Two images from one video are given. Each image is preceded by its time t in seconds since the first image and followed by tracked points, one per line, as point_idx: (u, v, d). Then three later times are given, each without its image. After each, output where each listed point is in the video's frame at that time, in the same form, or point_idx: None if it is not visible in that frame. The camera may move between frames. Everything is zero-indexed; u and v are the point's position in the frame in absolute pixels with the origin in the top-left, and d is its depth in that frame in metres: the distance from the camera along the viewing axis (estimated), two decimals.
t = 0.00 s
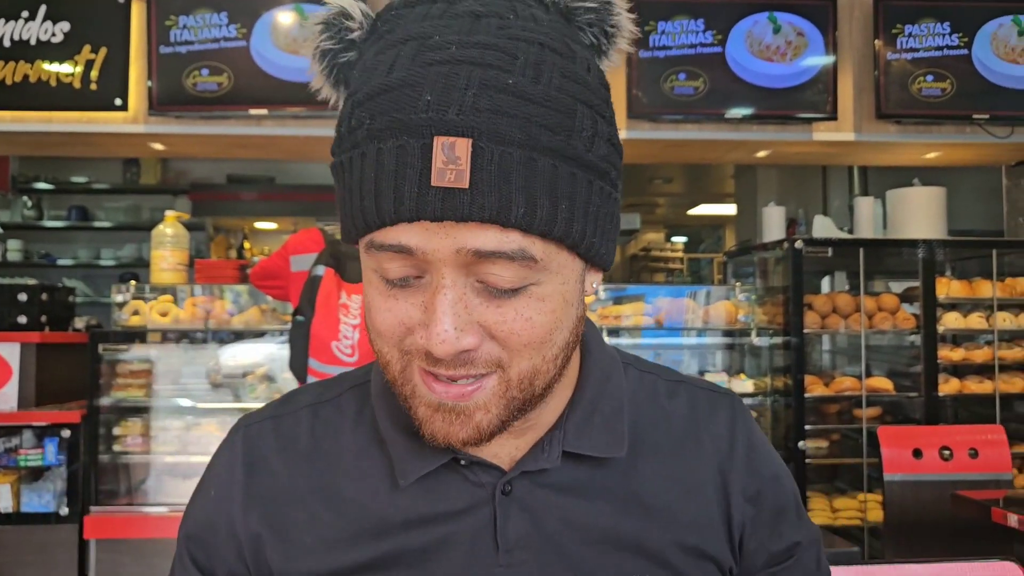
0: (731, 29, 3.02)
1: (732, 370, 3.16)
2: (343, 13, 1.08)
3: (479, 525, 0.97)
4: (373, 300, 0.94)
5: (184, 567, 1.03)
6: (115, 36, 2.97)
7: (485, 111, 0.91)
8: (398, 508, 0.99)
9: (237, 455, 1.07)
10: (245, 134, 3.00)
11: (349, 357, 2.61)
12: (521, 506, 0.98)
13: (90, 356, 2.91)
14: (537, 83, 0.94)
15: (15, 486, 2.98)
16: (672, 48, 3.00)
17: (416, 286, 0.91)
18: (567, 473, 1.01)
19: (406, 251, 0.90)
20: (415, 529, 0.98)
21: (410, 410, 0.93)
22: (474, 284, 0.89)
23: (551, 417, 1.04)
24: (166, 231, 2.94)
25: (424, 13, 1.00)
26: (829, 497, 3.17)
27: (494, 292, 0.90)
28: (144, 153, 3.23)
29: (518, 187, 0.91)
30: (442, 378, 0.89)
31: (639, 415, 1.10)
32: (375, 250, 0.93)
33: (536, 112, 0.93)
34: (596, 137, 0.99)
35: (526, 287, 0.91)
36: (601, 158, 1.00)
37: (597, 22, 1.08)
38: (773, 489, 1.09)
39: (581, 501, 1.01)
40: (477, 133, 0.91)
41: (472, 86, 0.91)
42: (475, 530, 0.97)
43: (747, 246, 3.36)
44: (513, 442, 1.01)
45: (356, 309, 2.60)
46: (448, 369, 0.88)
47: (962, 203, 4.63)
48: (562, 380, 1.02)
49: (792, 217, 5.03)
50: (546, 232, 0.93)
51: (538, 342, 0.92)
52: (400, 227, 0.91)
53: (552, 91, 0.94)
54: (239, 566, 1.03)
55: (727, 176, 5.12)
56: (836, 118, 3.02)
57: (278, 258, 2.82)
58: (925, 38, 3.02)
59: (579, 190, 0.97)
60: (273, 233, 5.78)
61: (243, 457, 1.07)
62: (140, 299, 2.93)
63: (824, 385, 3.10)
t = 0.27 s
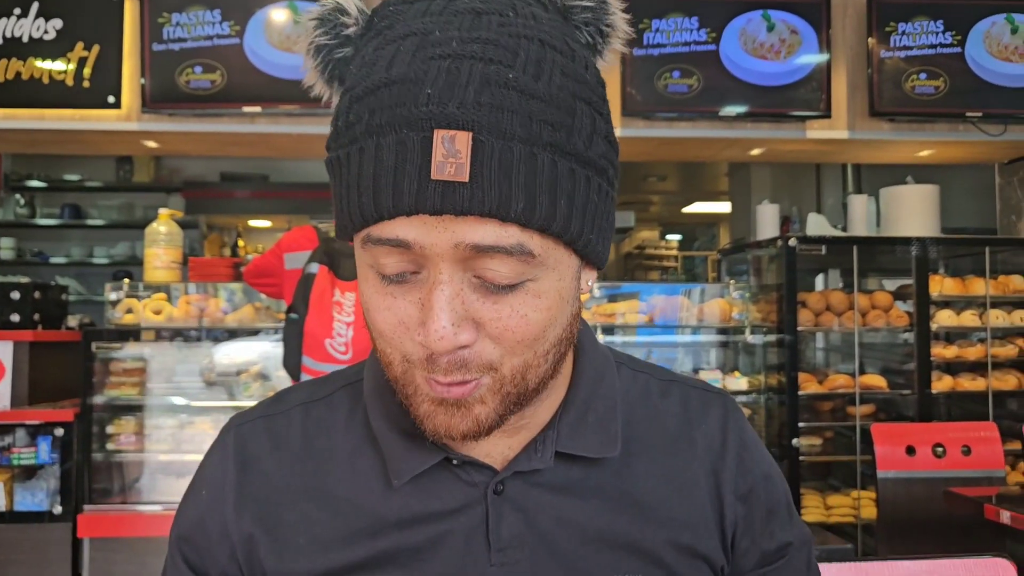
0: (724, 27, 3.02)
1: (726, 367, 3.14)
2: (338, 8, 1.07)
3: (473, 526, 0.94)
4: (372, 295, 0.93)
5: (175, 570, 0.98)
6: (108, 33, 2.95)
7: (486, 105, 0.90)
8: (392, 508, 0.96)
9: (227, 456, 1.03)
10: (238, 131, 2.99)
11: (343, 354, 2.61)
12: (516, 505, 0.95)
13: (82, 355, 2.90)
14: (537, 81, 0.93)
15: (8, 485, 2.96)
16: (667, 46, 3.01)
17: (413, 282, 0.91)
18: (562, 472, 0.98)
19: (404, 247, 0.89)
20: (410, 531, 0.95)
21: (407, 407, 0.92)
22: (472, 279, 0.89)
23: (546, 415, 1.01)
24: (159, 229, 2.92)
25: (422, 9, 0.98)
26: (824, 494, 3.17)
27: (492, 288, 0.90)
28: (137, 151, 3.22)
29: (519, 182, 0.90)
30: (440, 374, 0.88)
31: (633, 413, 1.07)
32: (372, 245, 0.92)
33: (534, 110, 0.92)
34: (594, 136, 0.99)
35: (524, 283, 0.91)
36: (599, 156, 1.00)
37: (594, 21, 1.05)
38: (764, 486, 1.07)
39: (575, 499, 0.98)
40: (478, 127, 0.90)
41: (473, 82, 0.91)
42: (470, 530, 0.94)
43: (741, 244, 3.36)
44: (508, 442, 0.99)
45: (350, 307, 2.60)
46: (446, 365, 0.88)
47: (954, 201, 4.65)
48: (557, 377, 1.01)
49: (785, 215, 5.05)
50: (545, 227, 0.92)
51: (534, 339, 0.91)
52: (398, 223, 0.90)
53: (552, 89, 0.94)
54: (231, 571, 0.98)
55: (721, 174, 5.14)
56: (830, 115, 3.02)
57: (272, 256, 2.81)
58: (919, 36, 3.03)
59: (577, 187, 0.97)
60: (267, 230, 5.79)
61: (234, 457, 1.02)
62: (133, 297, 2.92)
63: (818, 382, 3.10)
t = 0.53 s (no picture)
0: (719, 24, 3.02)
1: (721, 365, 3.15)
2: None
3: (468, 529, 0.90)
4: (389, 255, 0.87)
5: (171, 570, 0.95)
6: (100, 29, 2.94)
7: (504, 39, 0.87)
8: (387, 509, 0.92)
9: (221, 453, 0.99)
10: (232, 128, 2.98)
11: (337, 351, 2.59)
12: (514, 506, 0.91)
13: (76, 353, 2.89)
14: (548, 28, 0.91)
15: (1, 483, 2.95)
16: (662, 43, 3.00)
17: (436, 234, 0.86)
18: (561, 471, 0.94)
19: (427, 194, 0.85)
20: (405, 534, 0.90)
21: (426, 377, 0.85)
22: (497, 226, 0.85)
23: (545, 410, 0.96)
24: (153, 227, 2.91)
25: None
26: (818, 491, 3.18)
27: (518, 231, 0.86)
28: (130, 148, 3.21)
29: (542, 120, 0.87)
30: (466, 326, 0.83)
31: (630, 410, 1.02)
32: (390, 201, 0.88)
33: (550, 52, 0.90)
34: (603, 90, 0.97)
35: (549, 231, 0.88)
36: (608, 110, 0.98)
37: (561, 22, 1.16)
38: (766, 482, 1.01)
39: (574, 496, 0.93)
40: (499, 62, 0.87)
41: (489, 27, 0.87)
42: (466, 532, 0.90)
43: (735, 241, 3.37)
44: (511, 434, 0.93)
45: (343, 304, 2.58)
46: (474, 315, 0.83)
47: (948, 199, 4.66)
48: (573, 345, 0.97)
49: (780, 213, 5.07)
50: (567, 169, 0.89)
51: (560, 291, 0.87)
52: (419, 172, 0.86)
53: (563, 38, 0.92)
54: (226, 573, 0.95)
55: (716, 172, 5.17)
56: (824, 113, 3.03)
57: (267, 253, 2.82)
58: (913, 34, 3.04)
59: (592, 138, 0.94)
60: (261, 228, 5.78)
61: (227, 455, 0.99)
62: (127, 294, 2.92)
63: (813, 378, 3.10)
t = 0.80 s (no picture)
0: (714, 22, 3.02)
1: (716, 362, 3.15)
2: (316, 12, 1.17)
3: (469, 526, 0.90)
4: (431, 200, 0.91)
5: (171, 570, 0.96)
6: (94, 26, 2.93)
7: (520, 8, 1.00)
8: (387, 503, 0.92)
9: (217, 454, 1.00)
10: (226, 126, 2.97)
11: (332, 349, 2.60)
12: (513, 503, 0.91)
13: (70, 351, 2.89)
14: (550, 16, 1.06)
15: None
16: (657, 40, 3.00)
17: (476, 174, 0.92)
18: (561, 463, 0.95)
19: (469, 140, 0.91)
20: (400, 532, 0.91)
21: (471, 322, 0.88)
22: (533, 168, 0.93)
23: (546, 393, 1.01)
24: (148, 224, 2.92)
25: None
26: (811, 488, 3.19)
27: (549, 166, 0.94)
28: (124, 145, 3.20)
29: (563, 69, 0.98)
30: (517, 255, 0.87)
31: (628, 404, 1.03)
32: (431, 155, 0.93)
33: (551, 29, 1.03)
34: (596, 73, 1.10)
35: (576, 174, 0.97)
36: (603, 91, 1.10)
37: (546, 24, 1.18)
38: (754, 473, 1.01)
39: (574, 494, 0.94)
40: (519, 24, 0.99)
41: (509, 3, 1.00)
42: (467, 530, 0.90)
43: (731, 238, 3.37)
44: (525, 400, 0.98)
45: (338, 301, 2.59)
46: (524, 244, 0.87)
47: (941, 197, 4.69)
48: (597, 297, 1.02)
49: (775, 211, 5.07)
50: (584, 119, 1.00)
51: (593, 229, 0.94)
52: (462, 121, 0.92)
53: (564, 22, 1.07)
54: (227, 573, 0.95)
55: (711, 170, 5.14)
56: (819, 111, 3.03)
57: (262, 251, 2.81)
58: (907, 32, 3.04)
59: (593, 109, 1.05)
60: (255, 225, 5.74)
61: (224, 456, 0.99)
62: (121, 292, 2.91)
63: (807, 376, 3.11)
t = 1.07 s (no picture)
0: (646, 85, 4.32)
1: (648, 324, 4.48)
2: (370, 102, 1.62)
3: (493, 437, 1.09)
4: (456, 212, 1.12)
5: (284, 481, 1.16)
6: (215, 90, 4.22)
7: (514, 73, 1.23)
8: (438, 424, 1.11)
9: (318, 391, 1.19)
10: (309, 160, 4.29)
11: (384, 315, 3.85)
12: (531, 421, 1.10)
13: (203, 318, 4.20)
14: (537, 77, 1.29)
15: (149, 410, 4.25)
16: (607, 99, 4.30)
17: (485, 190, 1.12)
18: (565, 396, 1.12)
19: (479, 164, 1.13)
20: (454, 446, 1.09)
21: (487, 301, 1.07)
22: (527, 181, 1.12)
23: (552, 344, 1.17)
24: (255, 229, 4.27)
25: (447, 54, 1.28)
26: (716, 412, 4.54)
27: (538, 181, 1.13)
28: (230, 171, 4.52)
29: (543, 112, 1.18)
30: (517, 247, 1.06)
31: (610, 345, 1.24)
32: (450, 178, 1.15)
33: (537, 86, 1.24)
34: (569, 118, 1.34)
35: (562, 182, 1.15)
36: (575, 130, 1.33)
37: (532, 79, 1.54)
38: (691, 402, 1.20)
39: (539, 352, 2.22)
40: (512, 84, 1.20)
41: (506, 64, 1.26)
42: (492, 441, 1.09)
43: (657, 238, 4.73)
44: (526, 360, 1.15)
45: (388, 283, 3.83)
46: (522, 238, 1.06)
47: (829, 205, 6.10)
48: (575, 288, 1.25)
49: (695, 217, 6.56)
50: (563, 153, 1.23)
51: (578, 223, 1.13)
52: (474, 150, 1.14)
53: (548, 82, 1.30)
54: (326, 483, 1.15)
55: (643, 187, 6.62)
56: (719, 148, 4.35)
57: (335, 248, 4.12)
58: (781, 92, 4.35)
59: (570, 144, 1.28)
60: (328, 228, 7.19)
61: (323, 392, 1.18)
62: (236, 276, 4.23)
63: (710, 333, 4.47)
